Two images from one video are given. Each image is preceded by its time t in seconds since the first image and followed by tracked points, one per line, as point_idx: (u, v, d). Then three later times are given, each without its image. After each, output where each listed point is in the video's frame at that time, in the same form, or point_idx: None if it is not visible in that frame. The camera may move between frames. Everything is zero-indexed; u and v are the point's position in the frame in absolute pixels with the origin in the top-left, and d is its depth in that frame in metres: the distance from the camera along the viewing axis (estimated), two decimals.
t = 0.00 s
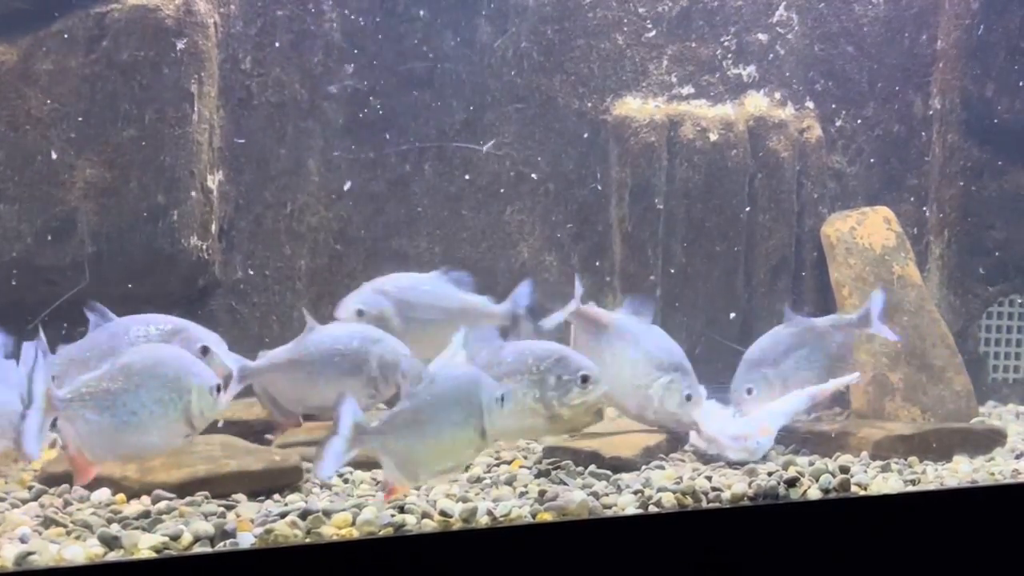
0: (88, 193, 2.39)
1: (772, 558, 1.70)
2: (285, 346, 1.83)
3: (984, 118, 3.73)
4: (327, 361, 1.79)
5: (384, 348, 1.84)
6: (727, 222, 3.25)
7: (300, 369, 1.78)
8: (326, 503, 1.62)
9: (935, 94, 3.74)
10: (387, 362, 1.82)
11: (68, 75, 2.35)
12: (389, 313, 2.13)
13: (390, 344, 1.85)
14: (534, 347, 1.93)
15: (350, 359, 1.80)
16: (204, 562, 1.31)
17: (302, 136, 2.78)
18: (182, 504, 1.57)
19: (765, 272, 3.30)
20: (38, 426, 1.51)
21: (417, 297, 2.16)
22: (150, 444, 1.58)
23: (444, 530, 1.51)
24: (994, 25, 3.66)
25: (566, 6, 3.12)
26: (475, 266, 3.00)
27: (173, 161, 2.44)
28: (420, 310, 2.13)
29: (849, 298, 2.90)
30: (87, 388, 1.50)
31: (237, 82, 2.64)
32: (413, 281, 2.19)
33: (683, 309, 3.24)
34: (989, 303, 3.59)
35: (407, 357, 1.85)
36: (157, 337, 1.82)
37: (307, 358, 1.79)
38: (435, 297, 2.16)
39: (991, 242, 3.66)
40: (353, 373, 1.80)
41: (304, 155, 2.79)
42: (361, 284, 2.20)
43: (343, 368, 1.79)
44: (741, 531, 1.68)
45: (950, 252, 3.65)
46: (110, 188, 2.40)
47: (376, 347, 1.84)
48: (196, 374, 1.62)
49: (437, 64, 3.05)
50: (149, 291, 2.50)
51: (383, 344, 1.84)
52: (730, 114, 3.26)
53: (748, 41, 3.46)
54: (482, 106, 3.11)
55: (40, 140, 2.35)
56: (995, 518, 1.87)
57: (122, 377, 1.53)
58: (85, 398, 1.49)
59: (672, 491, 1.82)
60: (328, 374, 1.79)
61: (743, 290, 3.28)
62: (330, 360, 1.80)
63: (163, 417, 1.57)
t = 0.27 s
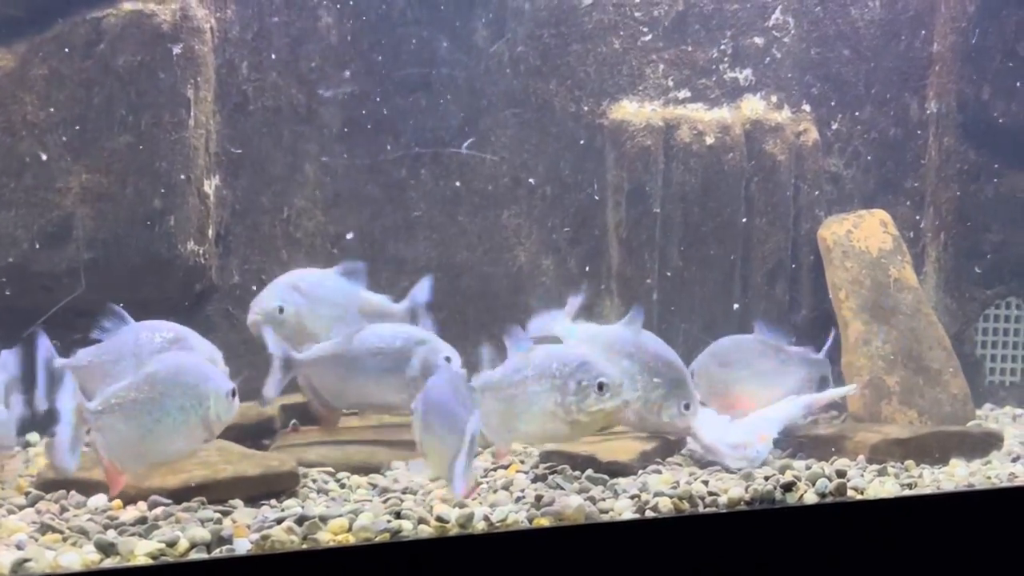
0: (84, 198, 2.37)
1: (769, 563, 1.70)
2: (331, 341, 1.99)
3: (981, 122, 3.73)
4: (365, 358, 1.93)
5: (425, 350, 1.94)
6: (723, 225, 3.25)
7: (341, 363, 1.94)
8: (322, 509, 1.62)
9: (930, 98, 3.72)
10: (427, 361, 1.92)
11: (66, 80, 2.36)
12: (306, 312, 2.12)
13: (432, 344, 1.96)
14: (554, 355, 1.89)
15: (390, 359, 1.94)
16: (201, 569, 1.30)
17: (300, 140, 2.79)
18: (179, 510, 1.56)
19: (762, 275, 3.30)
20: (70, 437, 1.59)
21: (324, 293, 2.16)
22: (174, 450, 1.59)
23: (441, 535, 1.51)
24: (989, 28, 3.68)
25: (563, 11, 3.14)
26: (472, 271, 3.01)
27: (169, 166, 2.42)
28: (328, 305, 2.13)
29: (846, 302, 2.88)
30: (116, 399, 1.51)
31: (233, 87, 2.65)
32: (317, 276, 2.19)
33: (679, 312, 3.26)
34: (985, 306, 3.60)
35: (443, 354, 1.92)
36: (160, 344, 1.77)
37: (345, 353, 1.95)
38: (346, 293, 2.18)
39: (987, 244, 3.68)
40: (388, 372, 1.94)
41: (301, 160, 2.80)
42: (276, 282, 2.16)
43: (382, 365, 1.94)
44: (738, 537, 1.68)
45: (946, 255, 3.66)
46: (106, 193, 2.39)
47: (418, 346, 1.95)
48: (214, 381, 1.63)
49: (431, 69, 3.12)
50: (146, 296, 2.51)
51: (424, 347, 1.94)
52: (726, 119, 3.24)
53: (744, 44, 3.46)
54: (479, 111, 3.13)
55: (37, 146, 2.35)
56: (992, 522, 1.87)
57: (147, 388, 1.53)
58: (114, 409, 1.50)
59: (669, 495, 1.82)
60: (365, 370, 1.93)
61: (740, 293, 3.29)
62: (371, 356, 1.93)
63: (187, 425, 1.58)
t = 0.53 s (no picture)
0: (82, 201, 2.36)
1: (767, 566, 1.70)
2: (375, 342, 2.04)
3: (979, 123, 3.73)
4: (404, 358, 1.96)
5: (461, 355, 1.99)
6: (720, 223, 3.22)
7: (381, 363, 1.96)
8: (320, 513, 1.62)
9: (927, 99, 3.72)
10: (464, 368, 1.99)
11: (61, 83, 2.33)
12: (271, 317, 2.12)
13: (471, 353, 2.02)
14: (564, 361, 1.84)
15: (428, 361, 1.96)
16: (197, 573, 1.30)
17: (297, 142, 2.79)
18: (176, 513, 1.56)
19: (759, 277, 3.30)
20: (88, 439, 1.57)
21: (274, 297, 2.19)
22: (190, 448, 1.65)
23: (438, 538, 1.51)
24: (987, 29, 3.66)
25: (559, 14, 3.15)
26: (470, 273, 3.01)
27: (168, 170, 2.45)
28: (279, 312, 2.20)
29: (843, 304, 2.88)
30: (147, 404, 1.56)
31: (230, 89, 2.65)
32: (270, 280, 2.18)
33: (677, 313, 3.27)
34: (983, 307, 3.60)
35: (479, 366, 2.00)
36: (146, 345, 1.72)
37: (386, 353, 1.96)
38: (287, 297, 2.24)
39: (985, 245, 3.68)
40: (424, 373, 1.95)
41: (299, 163, 2.80)
42: (249, 280, 2.12)
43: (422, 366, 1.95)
44: (736, 539, 1.68)
45: (943, 256, 3.68)
46: (103, 197, 2.38)
47: (459, 352, 2.00)
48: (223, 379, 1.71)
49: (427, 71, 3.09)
50: (144, 299, 2.52)
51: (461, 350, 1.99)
52: (723, 120, 3.22)
53: (741, 46, 3.45)
54: (476, 113, 3.13)
55: (34, 149, 2.32)
56: (989, 524, 1.88)
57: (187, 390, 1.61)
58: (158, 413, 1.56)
59: (666, 498, 1.82)
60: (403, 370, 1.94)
61: (737, 295, 3.29)
62: (412, 356, 1.96)
63: (206, 422, 1.66)
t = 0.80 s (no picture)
0: (79, 203, 2.36)
1: (766, 567, 1.69)
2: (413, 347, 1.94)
3: (976, 123, 3.73)
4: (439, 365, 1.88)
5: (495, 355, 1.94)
6: (718, 225, 3.22)
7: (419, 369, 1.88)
8: (318, 514, 1.62)
9: (925, 100, 3.75)
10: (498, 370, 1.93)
11: (59, 84, 2.33)
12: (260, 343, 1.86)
13: (505, 356, 1.95)
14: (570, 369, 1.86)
15: (463, 365, 1.90)
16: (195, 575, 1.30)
17: (295, 143, 2.79)
18: (173, 515, 1.56)
19: (757, 278, 3.31)
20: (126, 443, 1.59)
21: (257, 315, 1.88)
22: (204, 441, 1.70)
23: (437, 540, 1.51)
24: (984, 29, 3.66)
25: (557, 12, 3.13)
26: (468, 274, 3.01)
27: (165, 170, 2.43)
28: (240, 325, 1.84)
29: (841, 304, 2.88)
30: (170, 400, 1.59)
31: (229, 90, 2.63)
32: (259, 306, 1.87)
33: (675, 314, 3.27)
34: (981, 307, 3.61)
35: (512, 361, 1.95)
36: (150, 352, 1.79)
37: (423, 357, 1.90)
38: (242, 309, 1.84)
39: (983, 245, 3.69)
40: (459, 377, 1.89)
41: (296, 163, 2.80)
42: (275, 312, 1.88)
43: (459, 371, 1.90)
44: (735, 540, 1.68)
45: (941, 256, 3.68)
46: (102, 198, 2.39)
47: (490, 355, 1.93)
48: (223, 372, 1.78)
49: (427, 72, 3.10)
50: (142, 300, 2.53)
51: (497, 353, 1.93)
52: (721, 120, 3.22)
53: (739, 47, 3.46)
54: (476, 114, 3.17)
55: (31, 151, 2.32)
56: (987, 524, 1.88)
57: (200, 387, 1.63)
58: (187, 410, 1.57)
59: (665, 498, 1.81)
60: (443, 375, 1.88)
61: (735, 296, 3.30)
62: (443, 364, 1.88)
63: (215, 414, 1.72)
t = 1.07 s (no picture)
0: (75, 205, 2.36)
1: (763, 568, 1.69)
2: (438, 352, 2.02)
3: (972, 123, 3.72)
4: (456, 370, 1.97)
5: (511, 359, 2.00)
6: (716, 226, 3.24)
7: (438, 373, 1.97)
8: (314, 516, 1.61)
9: (922, 99, 3.75)
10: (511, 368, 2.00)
11: (55, 86, 2.31)
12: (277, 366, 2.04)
13: (518, 355, 2.01)
14: (585, 373, 1.90)
15: (478, 368, 1.97)
16: None
17: (292, 143, 2.80)
18: (169, 517, 1.55)
19: (753, 278, 3.33)
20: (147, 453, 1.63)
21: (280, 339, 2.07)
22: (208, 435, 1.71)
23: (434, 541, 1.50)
24: (981, 29, 3.64)
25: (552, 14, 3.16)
26: (464, 275, 3.01)
27: (161, 171, 2.41)
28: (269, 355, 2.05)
29: (838, 304, 2.89)
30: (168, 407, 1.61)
31: (225, 91, 2.65)
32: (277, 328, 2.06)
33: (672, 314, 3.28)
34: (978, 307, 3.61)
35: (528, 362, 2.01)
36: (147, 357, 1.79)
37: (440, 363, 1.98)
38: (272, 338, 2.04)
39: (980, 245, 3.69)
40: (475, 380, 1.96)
41: (293, 164, 2.80)
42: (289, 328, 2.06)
43: (474, 374, 1.96)
44: (732, 541, 1.68)
45: (938, 256, 3.69)
46: (97, 199, 2.37)
47: (502, 356, 1.99)
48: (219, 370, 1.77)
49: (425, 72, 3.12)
50: (138, 301, 2.53)
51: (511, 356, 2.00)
52: (718, 121, 3.23)
53: (734, 47, 3.49)
54: (468, 113, 3.14)
55: (27, 152, 2.30)
56: (985, 525, 1.87)
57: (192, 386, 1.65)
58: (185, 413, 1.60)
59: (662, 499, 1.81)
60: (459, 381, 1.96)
61: (731, 296, 3.32)
62: (463, 366, 1.97)
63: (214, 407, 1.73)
